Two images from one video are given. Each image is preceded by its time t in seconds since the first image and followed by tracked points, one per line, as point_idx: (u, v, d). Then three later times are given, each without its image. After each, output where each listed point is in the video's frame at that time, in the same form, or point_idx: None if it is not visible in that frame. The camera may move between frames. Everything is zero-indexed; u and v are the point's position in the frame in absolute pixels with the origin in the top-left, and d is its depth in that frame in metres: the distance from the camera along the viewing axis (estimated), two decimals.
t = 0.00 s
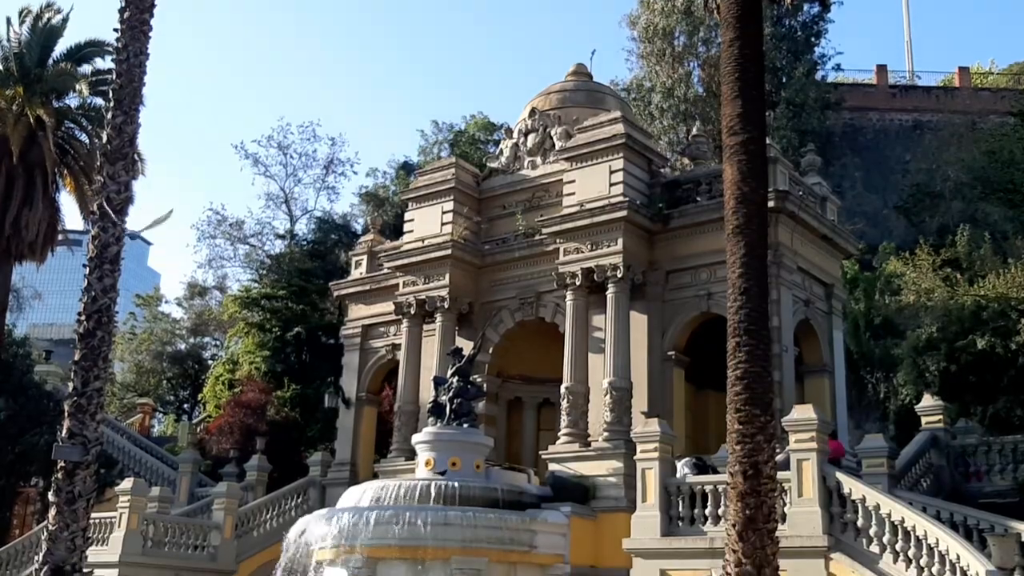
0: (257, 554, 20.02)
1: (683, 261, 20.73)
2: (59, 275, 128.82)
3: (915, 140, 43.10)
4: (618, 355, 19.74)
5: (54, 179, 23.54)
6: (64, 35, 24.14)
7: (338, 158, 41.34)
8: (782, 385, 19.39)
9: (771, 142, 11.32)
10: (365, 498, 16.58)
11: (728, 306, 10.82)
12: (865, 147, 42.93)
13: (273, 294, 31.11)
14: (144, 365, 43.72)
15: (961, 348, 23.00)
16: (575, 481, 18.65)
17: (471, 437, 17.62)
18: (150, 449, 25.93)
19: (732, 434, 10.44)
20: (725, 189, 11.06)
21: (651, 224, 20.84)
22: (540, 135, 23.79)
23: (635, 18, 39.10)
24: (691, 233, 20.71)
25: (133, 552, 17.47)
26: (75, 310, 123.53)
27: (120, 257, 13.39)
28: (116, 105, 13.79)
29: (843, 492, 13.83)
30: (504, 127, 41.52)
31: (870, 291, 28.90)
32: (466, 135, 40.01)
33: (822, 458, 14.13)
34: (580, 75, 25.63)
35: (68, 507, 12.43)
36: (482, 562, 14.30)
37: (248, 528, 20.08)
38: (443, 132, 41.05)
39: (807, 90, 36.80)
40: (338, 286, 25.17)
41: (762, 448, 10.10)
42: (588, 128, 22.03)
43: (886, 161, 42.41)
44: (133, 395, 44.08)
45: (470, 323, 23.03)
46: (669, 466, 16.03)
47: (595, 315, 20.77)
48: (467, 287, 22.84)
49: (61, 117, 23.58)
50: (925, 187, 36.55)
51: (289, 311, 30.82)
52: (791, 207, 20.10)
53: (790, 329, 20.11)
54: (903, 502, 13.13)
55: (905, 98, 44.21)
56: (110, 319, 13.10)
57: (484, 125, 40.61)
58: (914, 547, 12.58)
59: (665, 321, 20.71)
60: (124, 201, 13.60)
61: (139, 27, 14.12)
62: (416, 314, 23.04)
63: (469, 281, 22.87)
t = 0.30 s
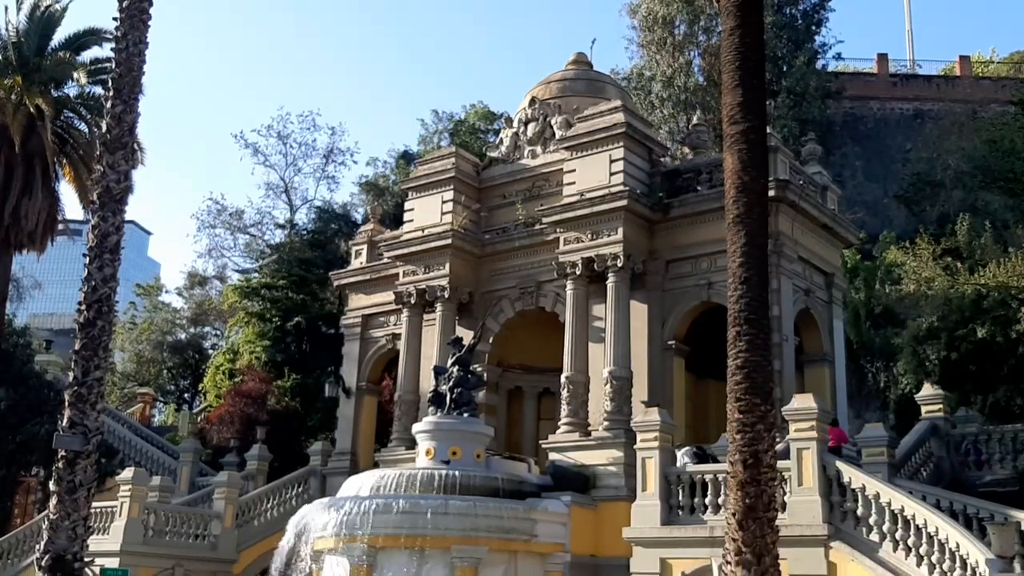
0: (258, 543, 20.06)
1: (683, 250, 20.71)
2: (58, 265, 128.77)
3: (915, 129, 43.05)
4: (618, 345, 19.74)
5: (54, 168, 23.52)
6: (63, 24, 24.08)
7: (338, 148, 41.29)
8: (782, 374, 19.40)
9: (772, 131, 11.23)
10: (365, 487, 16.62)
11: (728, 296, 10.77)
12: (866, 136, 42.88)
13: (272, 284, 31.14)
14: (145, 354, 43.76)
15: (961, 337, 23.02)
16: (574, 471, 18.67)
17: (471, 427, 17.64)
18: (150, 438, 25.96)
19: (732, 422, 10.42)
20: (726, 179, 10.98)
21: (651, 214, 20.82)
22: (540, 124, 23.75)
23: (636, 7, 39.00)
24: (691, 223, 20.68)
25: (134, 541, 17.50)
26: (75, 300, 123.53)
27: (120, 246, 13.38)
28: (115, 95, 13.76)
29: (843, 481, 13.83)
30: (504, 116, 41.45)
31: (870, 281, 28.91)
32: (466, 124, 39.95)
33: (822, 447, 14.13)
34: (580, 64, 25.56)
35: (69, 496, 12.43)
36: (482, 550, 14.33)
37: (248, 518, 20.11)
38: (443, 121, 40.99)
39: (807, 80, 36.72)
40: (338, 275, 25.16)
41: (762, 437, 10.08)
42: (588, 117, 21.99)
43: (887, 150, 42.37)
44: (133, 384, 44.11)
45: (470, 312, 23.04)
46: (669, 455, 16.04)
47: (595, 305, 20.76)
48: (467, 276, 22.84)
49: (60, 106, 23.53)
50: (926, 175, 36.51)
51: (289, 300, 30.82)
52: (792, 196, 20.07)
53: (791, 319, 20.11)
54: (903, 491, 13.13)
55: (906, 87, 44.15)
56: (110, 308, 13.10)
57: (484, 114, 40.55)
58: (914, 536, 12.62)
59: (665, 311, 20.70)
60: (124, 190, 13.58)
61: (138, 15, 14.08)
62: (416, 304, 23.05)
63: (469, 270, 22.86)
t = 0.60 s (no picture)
0: (258, 533, 20.10)
1: (683, 240, 20.70)
2: (58, 256, 128.78)
3: (916, 119, 42.99)
4: (618, 335, 19.76)
5: (53, 158, 23.50)
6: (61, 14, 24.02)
7: (338, 138, 41.25)
8: (782, 364, 19.42)
9: (772, 121, 11.20)
10: (366, 477, 16.66)
11: (728, 286, 10.75)
12: (866, 126, 42.83)
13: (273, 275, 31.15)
14: (145, 344, 43.80)
15: (961, 327, 23.04)
16: (574, 461, 18.70)
17: (471, 417, 17.66)
18: (151, 428, 26.01)
19: (732, 412, 10.42)
20: (726, 169, 10.95)
21: (651, 204, 20.80)
22: (540, 114, 23.70)
23: None
24: (692, 213, 20.67)
25: (135, 532, 17.54)
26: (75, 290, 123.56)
27: (120, 236, 13.37)
28: (115, 85, 13.72)
29: (842, 471, 13.84)
30: (504, 107, 41.39)
31: (870, 271, 28.92)
32: (466, 114, 39.90)
33: (822, 437, 14.14)
34: (580, 54, 25.50)
35: (70, 487, 12.45)
36: (482, 540, 14.36)
37: (249, 508, 20.16)
38: (443, 111, 40.94)
39: (808, 69, 36.63)
40: (338, 266, 25.17)
41: (762, 426, 10.08)
42: (589, 107, 21.95)
43: (887, 140, 42.33)
44: (134, 374, 44.14)
45: (469, 303, 23.04)
46: (669, 445, 16.07)
47: (595, 295, 20.77)
48: (467, 266, 22.83)
49: (59, 96, 23.49)
50: (926, 165, 36.47)
51: (289, 290, 30.81)
52: (792, 186, 20.06)
53: (791, 309, 20.12)
54: (903, 480, 13.14)
55: (906, 77, 44.09)
56: (110, 299, 13.10)
57: (484, 104, 40.50)
58: (913, 526, 12.64)
59: (665, 301, 20.70)
60: (124, 181, 13.57)
61: (137, 4, 14.03)
62: (416, 294, 23.05)
63: (469, 260, 22.86)
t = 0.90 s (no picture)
0: (261, 521, 20.34)
1: (682, 232, 20.91)
2: (60, 247, 129.09)
3: (914, 112, 43.16)
4: (618, 326, 19.99)
5: (56, 150, 23.71)
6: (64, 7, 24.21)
7: (338, 131, 41.45)
8: (779, 355, 19.66)
9: (770, 114, 11.36)
10: (367, 466, 16.88)
11: (726, 277, 10.93)
12: (864, 119, 43.01)
13: (275, 266, 31.45)
14: (148, 335, 44.09)
15: (957, 318, 23.29)
16: (574, 450, 18.94)
17: (472, 407, 17.90)
18: (155, 418, 26.27)
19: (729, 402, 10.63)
20: (725, 162, 11.11)
21: (650, 196, 21.01)
22: (540, 107, 23.89)
23: None
24: (690, 205, 20.88)
25: (140, 520, 17.79)
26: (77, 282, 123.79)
27: (124, 228, 13.59)
28: (118, 78, 13.93)
29: (838, 460, 14.06)
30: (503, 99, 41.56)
31: (867, 263, 29.17)
32: (466, 107, 40.06)
33: (818, 426, 14.37)
34: (579, 47, 25.67)
35: (75, 475, 12.69)
36: (483, 528, 14.62)
37: (252, 497, 20.40)
38: (443, 104, 41.11)
39: (806, 62, 36.79)
40: (340, 258, 25.40)
41: (759, 416, 10.29)
42: (588, 100, 22.13)
43: (885, 132, 42.50)
44: (137, 365, 44.44)
45: (470, 294, 23.26)
46: (667, 435, 16.29)
47: (594, 286, 20.99)
48: (467, 258, 23.05)
49: (62, 89, 23.69)
50: (923, 157, 36.66)
51: (291, 282, 31.10)
52: (789, 178, 20.27)
53: (788, 300, 20.36)
54: (898, 469, 13.37)
55: (903, 69, 44.26)
56: (114, 290, 13.32)
57: (484, 97, 40.67)
58: (909, 513, 12.89)
59: (664, 292, 20.92)
60: (127, 173, 13.79)
61: None
62: (417, 286, 23.26)
63: (470, 252, 23.07)
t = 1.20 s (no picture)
0: (260, 513, 20.24)
1: (682, 224, 20.79)
2: (59, 239, 128.90)
3: (915, 103, 42.99)
4: (618, 318, 19.88)
5: (54, 141, 23.58)
6: None
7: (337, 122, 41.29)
8: (780, 347, 19.58)
9: (770, 105, 11.24)
10: (366, 459, 16.82)
11: (726, 269, 10.81)
12: (865, 110, 42.86)
13: (273, 258, 31.39)
14: (147, 327, 43.98)
15: (958, 310, 23.21)
16: (574, 443, 18.85)
17: (471, 399, 17.81)
18: (154, 410, 26.18)
19: (730, 395, 10.52)
20: (725, 153, 10.98)
21: (651, 187, 20.89)
22: (540, 98, 23.75)
23: None
24: (691, 196, 20.76)
25: (138, 512, 17.72)
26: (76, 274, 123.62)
27: (122, 219, 13.49)
28: (115, 68, 13.80)
29: (839, 453, 13.98)
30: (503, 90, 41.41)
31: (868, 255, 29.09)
32: (466, 98, 39.90)
33: (819, 419, 14.28)
34: (579, 37, 25.50)
35: (73, 468, 12.60)
36: (483, 521, 14.56)
37: (251, 489, 20.31)
38: (442, 95, 40.94)
39: (807, 53, 36.61)
40: (339, 249, 25.29)
41: (759, 409, 10.20)
42: (588, 91, 22.00)
43: (886, 123, 42.35)
44: (135, 357, 44.34)
45: (469, 285, 23.16)
46: (667, 427, 16.21)
47: (594, 278, 20.88)
48: (467, 249, 22.95)
49: (60, 80, 23.54)
50: (925, 149, 36.51)
51: (290, 274, 31.02)
52: (790, 169, 20.16)
53: (788, 291, 20.27)
54: (899, 461, 13.29)
55: (905, 60, 44.08)
56: (111, 282, 13.22)
57: (484, 88, 40.51)
58: (909, 506, 12.80)
59: (664, 284, 20.82)
60: (125, 164, 13.67)
61: None
62: (416, 277, 23.17)
63: (469, 243, 22.97)
